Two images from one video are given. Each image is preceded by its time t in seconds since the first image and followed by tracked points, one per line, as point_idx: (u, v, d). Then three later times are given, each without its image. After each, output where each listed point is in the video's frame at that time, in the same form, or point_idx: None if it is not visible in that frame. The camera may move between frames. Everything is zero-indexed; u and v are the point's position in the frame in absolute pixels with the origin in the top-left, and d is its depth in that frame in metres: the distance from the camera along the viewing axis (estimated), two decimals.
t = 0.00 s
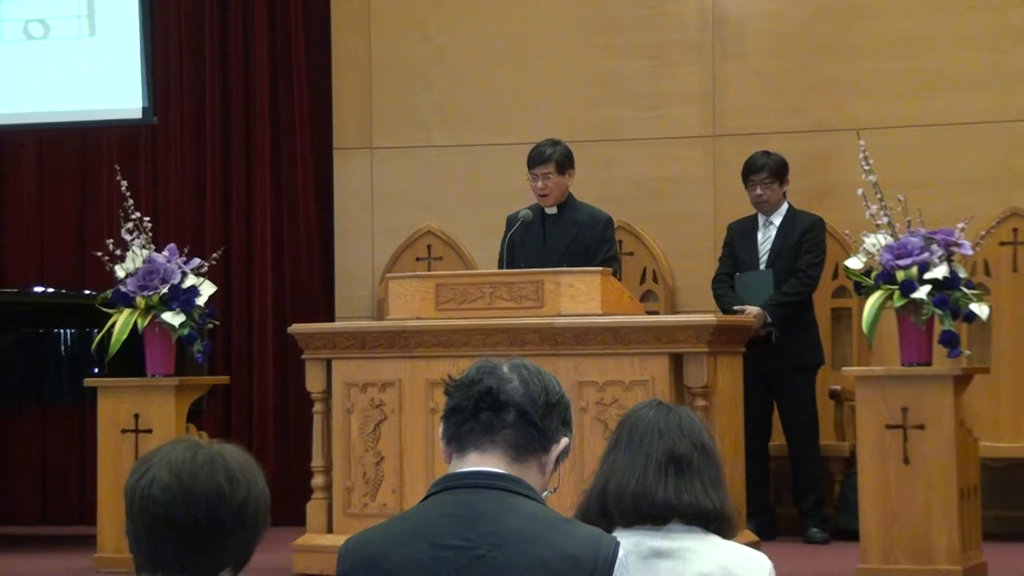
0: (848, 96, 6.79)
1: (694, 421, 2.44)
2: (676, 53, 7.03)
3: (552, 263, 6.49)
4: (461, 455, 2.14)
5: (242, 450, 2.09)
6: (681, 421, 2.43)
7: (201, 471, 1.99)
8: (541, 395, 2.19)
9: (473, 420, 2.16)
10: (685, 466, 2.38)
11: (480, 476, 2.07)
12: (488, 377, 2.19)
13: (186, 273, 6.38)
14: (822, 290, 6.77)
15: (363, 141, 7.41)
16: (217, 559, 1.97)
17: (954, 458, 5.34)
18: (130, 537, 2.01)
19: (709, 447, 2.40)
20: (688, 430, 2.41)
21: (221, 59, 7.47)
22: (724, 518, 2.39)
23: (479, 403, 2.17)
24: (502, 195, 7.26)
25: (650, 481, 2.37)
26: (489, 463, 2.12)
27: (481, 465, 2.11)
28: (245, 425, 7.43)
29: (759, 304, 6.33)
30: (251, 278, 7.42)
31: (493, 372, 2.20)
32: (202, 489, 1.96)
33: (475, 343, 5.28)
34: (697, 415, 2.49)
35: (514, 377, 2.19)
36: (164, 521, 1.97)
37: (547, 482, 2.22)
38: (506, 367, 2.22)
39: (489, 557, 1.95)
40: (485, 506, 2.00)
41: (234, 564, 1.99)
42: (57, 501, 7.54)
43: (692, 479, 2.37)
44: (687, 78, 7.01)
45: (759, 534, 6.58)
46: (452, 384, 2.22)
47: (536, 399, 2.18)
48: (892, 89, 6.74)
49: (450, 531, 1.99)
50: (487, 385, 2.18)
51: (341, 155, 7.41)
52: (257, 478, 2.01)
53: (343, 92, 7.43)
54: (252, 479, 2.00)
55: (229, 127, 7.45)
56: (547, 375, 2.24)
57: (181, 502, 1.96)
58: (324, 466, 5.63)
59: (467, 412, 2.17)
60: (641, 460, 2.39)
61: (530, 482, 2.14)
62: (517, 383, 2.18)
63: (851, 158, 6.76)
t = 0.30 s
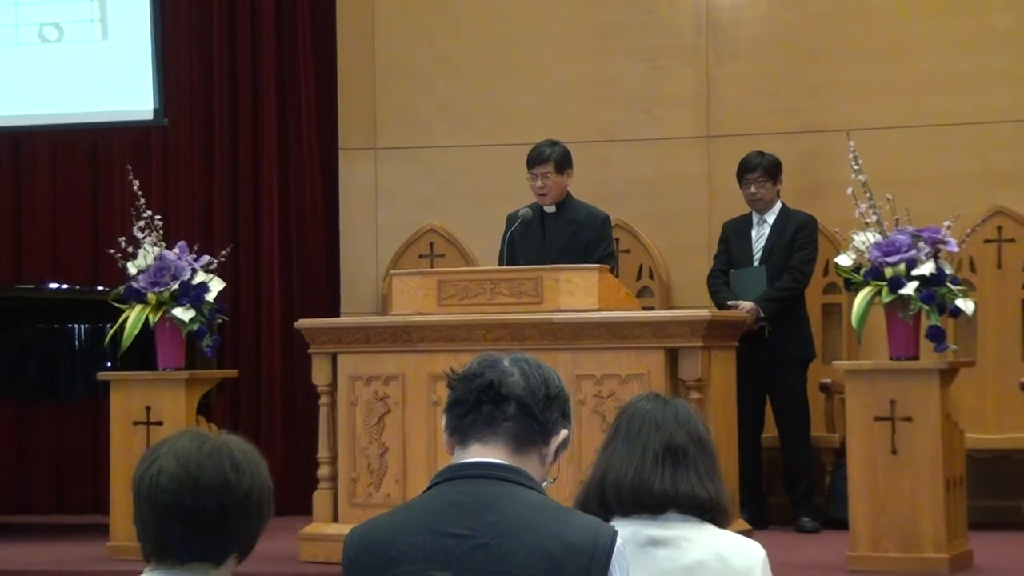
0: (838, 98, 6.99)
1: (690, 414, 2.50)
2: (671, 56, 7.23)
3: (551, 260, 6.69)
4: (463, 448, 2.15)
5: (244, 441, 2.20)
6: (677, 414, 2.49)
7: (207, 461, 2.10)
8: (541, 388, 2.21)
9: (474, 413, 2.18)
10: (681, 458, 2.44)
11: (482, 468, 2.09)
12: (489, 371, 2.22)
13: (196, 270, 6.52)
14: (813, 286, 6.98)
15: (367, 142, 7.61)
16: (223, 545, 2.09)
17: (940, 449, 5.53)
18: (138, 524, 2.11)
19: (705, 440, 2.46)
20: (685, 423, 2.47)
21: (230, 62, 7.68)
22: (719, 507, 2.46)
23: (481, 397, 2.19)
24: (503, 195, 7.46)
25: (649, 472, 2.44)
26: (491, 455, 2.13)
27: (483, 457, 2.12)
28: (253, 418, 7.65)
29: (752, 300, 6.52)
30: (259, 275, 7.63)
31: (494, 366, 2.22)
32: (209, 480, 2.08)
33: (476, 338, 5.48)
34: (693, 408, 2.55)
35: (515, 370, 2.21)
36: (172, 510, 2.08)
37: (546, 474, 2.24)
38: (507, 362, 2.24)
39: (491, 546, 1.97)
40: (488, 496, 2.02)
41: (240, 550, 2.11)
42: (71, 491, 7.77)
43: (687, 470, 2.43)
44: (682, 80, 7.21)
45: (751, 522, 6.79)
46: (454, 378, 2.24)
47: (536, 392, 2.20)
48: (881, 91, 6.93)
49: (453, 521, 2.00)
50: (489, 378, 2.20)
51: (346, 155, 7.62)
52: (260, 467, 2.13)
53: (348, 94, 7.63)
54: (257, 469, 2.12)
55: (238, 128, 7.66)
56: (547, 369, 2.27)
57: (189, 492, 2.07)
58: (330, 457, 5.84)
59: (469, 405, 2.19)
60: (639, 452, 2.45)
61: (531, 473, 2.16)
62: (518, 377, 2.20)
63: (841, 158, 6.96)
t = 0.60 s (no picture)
0: (829, 98, 7.19)
1: (687, 403, 2.57)
2: (667, 57, 7.44)
3: (551, 255, 6.90)
4: (465, 437, 2.25)
5: (250, 429, 2.24)
6: (674, 403, 2.56)
7: (213, 449, 2.14)
8: (541, 379, 2.31)
9: (476, 403, 2.28)
10: (678, 447, 2.52)
11: (484, 455, 2.19)
12: (490, 362, 2.31)
13: (206, 265, 6.72)
14: (805, 281, 7.20)
15: (372, 141, 7.84)
16: (229, 532, 2.14)
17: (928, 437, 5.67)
18: (147, 512, 2.16)
19: (701, 428, 2.54)
20: (681, 412, 2.55)
21: (239, 63, 7.91)
22: (714, 496, 2.55)
23: (482, 387, 2.28)
24: (503, 192, 7.68)
25: (646, 460, 2.52)
26: (492, 444, 2.23)
27: (484, 445, 2.22)
28: (261, 409, 7.88)
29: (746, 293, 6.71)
30: (267, 269, 7.86)
31: (495, 358, 2.32)
32: (214, 468, 2.12)
33: (477, 331, 5.69)
34: (689, 398, 2.62)
35: (515, 362, 2.31)
36: (180, 497, 2.13)
37: (546, 462, 2.33)
38: (507, 354, 2.34)
39: (492, 532, 2.05)
40: (489, 483, 2.10)
41: (246, 537, 2.16)
42: (87, 479, 8.01)
43: (684, 459, 2.51)
44: (678, 81, 7.42)
45: (744, 509, 7.02)
46: (456, 370, 2.33)
47: (536, 383, 2.30)
48: (871, 91, 7.14)
49: (455, 508, 2.09)
50: (490, 369, 2.30)
51: (352, 154, 7.85)
52: (266, 455, 2.17)
53: (354, 94, 7.87)
54: (262, 458, 2.16)
55: (246, 126, 7.89)
56: (546, 361, 2.36)
57: (196, 480, 2.12)
58: (336, 446, 6.07)
59: (470, 396, 2.28)
60: (636, 441, 2.53)
61: (531, 461, 2.25)
62: (518, 369, 2.30)
63: (832, 156, 7.16)
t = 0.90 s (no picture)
0: (822, 98, 7.40)
1: (684, 394, 2.69)
2: (665, 59, 7.66)
3: (551, 250, 7.11)
4: (467, 426, 2.32)
5: (255, 419, 2.37)
6: (672, 394, 2.68)
7: (221, 437, 2.27)
8: (541, 370, 2.38)
9: (478, 393, 2.34)
10: (676, 435, 2.65)
11: (485, 445, 2.25)
12: (492, 354, 2.38)
13: (218, 260, 6.91)
14: (799, 275, 7.41)
15: (378, 139, 8.05)
16: (237, 515, 2.27)
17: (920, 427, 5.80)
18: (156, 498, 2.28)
19: (697, 418, 2.66)
20: (678, 403, 2.67)
21: (249, 64, 8.14)
22: (711, 483, 2.68)
23: (484, 378, 2.35)
24: (506, 189, 7.89)
25: (644, 449, 2.64)
26: (493, 433, 2.30)
27: (486, 434, 2.29)
28: (271, 400, 8.12)
29: (743, 287, 6.90)
30: (277, 265, 8.11)
31: (497, 350, 2.39)
32: (221, 455, 2.25)
33: (482, 324, 5.90)
34: (687, 388, 2.74)
35: (516, 354, 2.38)
36: (188, 484, 2.26)
37: (546, 451, 2.40)
38: (508, 346, 2.41)
39: (493, 519, 2.11)
40: (490, 471, 2.17)
41: (252, 521, 2.29)
42: (104, 468, 8.25)
43: (682, 447, 2.64)
44: (675, 81, 7.63)
45: (740, 497, 7.16)
46: (459, 361, 2.40)
47: (536, 374, 2.36)
48: (863, 91, 7.34)
49: (459, 495, 2.15)
50: (492, 361, 2.37)
51: (360, 152, 8.07)
52: (270, 443, 2.31)
53: (361, 94, 8.09)
54: (267, 445, 2.30)
55: (257, 126, 8.14)
56: (546, 353, 2.43)
57: (203, 466, 2.25)
58: (344, 435, 6.29)
59: (473, 386, 2.35)
60: (635, 430, 2.66)
61: (531, 450, 2.32)
62: (519, 360, 2.37)
63: (825, 154, 7.37)
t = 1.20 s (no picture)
0: (819, 101, 7.60)
1: (686, 388, 2.77)
2: (667, 63, 7.87)
3: (557, 249, 7.30)
4: (474, 421, 2.37)
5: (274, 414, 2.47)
6: (674, 388, 2.76)
7: (241, 430, 2.38)
8: (545, 366, 2.42)
9: (484, 388, 2.40)
10: (679, 430, 2.73)
11: (491, 439, 2.31)
12: (498, 351, 2.44)
13: (233, 259, 7.12)
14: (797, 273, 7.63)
15: (388, 141, 8.28)
16: (256, 506, 2.37)
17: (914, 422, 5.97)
18: (178, 489, 2.39)
19: (698, 411, 2.74)
20: (681, 396, 2.75)
21: (263, 69, 8.37)
22: (712, 475, 2.76)
23: (490, 374, 2.41)
24: (512, 190, 8.12)
25: (648, 442, 2.72)
26: (499, 427, 2.35)
27: (492, 428, 2.34)
28: (284, 394, 8.36)
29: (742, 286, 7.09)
30: (290, 264, 8.33)
31: (502, 346, 2.45)
32: (241, 448, 2.35)
33: (491, 320, 6.05)
34: (688, 382, 2.82)
35: (521, 350, 2.43)
36: (209, 475, 2.36)
37: (552, 445, 2.44)
38: (513, 343, 2.46)
39: (499, 510, 2.17)
40: (496, 464, 2.23)
41: (270, 514, 2.39)
42: (123, 461, 8.49)
43: (684, 441, 2.72)
44: (676, 85, 7.85)
45: (740, 489, 7.37)
46: (466, 358, 2.46)
47: (540, 370, 2.41)
48: (860, 95, 7.54)
49: (465, 487, 2.21)
50: (497, 357, 2.42)
51: (371, 155, 8.29)
52: (288, 437, 2.41)
53: (371, 97, 8.30)
54: (285, 439, 2.40)
55: (270, 129, 8.37)
56: (551, 349, 2.48)
57: (225, 458, 2.35)
58: (355, 429, 6.51)
59: (479, 382, 2.41)
60: (639, 424, 2.74)
61: (536, 444, 2.37)
62: (523, 356, 2.42)
63: (822, 156, 7.57)
